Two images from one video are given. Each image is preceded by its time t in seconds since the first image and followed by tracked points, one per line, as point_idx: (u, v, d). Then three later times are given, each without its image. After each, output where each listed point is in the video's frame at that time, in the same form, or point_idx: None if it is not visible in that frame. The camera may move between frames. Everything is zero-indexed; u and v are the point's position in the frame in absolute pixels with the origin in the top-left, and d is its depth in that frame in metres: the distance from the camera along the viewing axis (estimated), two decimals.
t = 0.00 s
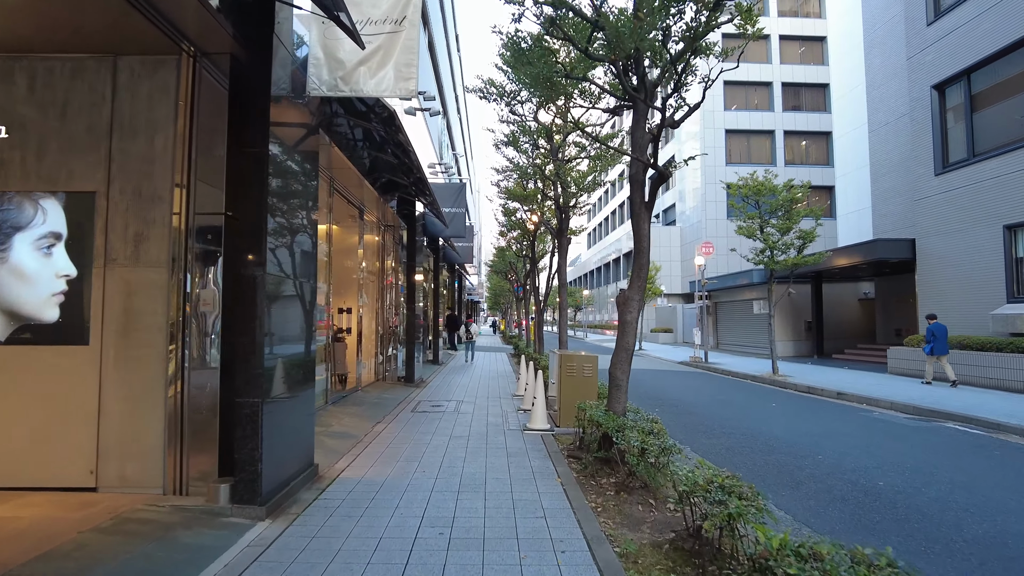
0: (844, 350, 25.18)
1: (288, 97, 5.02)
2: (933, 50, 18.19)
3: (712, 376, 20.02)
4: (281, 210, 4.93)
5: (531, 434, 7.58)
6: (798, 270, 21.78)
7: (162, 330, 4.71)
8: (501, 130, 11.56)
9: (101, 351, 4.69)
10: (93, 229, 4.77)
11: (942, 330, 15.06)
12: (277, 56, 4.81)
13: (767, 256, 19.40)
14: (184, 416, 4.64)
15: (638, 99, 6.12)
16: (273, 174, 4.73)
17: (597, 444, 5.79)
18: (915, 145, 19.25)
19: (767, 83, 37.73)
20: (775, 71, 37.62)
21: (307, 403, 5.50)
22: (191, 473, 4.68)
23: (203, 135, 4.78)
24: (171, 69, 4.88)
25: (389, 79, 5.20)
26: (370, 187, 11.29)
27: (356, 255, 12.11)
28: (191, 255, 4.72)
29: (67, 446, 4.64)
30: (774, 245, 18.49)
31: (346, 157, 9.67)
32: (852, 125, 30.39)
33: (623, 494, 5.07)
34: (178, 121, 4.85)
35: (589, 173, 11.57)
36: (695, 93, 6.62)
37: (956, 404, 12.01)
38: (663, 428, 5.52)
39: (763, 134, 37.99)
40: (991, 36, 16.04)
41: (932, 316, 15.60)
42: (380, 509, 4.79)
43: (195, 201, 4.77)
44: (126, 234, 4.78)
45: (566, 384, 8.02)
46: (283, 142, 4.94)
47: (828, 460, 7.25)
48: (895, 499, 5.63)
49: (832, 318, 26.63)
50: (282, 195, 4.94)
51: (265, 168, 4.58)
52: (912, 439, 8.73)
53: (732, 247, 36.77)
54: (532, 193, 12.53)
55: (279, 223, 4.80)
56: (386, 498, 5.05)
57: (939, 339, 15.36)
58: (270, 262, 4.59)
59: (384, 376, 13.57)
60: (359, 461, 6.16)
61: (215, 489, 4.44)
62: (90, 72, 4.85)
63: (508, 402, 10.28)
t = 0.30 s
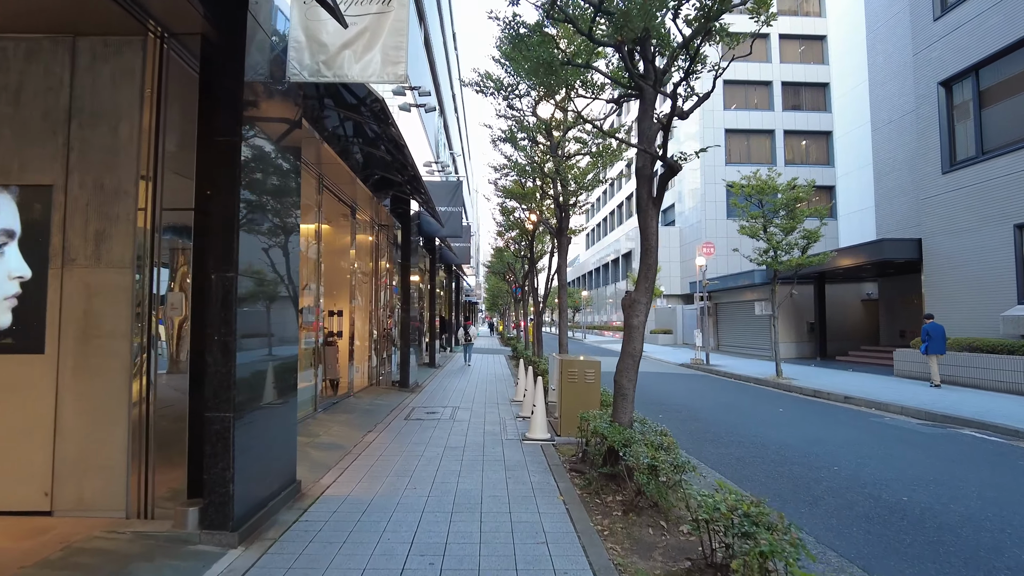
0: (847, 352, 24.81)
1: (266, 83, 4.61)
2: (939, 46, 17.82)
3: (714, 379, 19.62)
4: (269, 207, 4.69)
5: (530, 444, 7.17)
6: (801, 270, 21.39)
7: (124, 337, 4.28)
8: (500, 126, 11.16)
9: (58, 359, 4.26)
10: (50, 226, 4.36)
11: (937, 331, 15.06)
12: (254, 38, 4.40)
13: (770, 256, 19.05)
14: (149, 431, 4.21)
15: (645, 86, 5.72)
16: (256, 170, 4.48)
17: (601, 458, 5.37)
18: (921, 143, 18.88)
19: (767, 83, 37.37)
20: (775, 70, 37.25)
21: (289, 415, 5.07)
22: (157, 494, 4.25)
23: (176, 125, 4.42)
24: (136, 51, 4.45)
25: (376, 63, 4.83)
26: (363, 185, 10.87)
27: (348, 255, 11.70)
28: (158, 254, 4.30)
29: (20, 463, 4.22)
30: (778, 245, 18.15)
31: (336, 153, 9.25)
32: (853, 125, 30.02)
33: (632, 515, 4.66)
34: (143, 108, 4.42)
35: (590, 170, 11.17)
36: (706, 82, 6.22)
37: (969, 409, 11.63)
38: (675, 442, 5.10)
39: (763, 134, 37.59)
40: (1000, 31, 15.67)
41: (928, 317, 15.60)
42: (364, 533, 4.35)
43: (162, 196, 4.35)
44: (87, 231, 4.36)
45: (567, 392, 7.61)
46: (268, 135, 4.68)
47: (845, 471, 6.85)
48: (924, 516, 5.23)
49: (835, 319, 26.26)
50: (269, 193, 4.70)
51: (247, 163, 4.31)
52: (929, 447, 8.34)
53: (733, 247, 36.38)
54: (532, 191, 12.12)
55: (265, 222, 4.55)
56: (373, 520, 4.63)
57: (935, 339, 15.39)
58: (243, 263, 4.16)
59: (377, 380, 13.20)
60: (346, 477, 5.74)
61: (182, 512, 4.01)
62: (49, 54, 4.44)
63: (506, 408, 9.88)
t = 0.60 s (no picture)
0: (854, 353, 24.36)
1: (245, 55, 4.19)
2: (951, 40, 17.40)
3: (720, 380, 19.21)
4: (266, 203, 4.53)
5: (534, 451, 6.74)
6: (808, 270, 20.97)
7: (84, 335, 3.85)
8: (503, 116, 10.74)
9: (10, 357, 3.84)
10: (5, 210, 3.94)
11: (942, 331, 15.06)
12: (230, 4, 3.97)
13: (778, 255, 18.66)
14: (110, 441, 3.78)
15: (661, 63, 5.26)
16: (254, 164, 4.33)
17: (613, 469, 4.93)
18: (933, 139, 18.43)
19: (770, 82, 36.92)
20: (779, 69, 36.80)
21: (271, 422, 4.62)
22: (120, 510, 3.83)
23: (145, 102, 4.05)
24: (100, 18, 3.99)
25: (367, 35, 4.40)
26: (359, 179, 10.45)
27: (343, 253, 11.28)
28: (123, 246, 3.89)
29: None
30: (785, 242, 17.77)
31: (330, 144, 8.83)
32: (859, 123, 29.60)
33: (649, 531, 4.22)
34: (107, 82, 3.97)
35: (597, 163, 10.75)
36: (723, 63, 5.79)
37: (988, 412, 11.19)
38: (693, 452, 4.68)
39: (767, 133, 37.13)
40: (1013, 25, 15.26)
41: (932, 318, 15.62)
42: (352, 554, 3.89)
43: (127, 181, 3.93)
44: (43, 215, 3.93)
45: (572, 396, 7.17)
46: (253, 118, 4.32)
47: (870, 480, 6.41)
48: (964, 532, 4.78)
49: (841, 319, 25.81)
50: (266, 189, 4.54)
51: (242, 156, 4.13)
52: (954, 452, 7.90)
53: (736, 247, 35.95)
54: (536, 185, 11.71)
55: (261, 218, 4.37)
56: (362, 537, 4.21)
57: (939, 339, 15.38)
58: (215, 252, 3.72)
59: (376, 382, 12.75)
60: (336, 488, 5.32)
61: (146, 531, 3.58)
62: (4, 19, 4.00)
63: (508, 411, 9.45)
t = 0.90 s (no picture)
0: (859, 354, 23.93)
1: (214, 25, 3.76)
2: (961, 33, 17.00)
3: (724, 381, 18.77)
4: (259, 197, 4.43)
5: (534, 461, 6.34)
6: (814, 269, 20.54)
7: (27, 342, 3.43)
8: (502, 107, 10.35)
9: None
10: None
11: (942, 330, 14.88)
12: None
13: (784, 253, 18.24)
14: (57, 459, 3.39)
15: (673, 41, 4.84)
16: (247, 158, 4.19)
17: (620, 484, 4.51)
18: (942, 135, 18.01)
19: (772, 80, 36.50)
20: (781, 66, 36.32)
21: (244, 434, 4.17)
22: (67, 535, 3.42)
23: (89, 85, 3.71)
24: None
25: (350, 6, 3.98)
26: (352, 174, 10.05)
27: (336, 250, 10.87)
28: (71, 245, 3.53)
29: None
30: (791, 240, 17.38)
31: (321, 135, 8.42)
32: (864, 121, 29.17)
33: (662, 556, 3.79)
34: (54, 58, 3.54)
35: (600, 157, 10.34)
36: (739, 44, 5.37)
37: (1006, 416, 10.76)
38: (710, 466, 4.27)
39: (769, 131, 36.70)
40: None
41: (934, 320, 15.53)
42: None
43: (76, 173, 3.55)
44: None
45: (575, 401, 6.75)
46: (223, 95, 3.88)
47: (894, 492, 5.98)
48: (1007, 554, 4.35)
49: (846, 320, 25.38)
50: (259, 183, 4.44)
51: (233, 151, 4.00)
52: (978, 460, 7.47)
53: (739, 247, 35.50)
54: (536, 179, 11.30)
55: (259, 214, 4.32)
56: (343, 562, 3.78)
57: (939, 340, 15.27)
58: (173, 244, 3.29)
59: (370, 385, 12.35)
60: (319, 503, 4.90)
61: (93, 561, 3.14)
62: None
63: (508, 415, 9.04)
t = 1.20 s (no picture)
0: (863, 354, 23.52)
1: None
2: (969, 25, 16.60)
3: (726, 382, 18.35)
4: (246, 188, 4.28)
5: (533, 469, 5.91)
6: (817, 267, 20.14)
7: None
8: (499, 96, 9.92)
9: None
10: None
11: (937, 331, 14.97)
12: None
13: (788, 251, 17.82)
14: None
15: (686, 13, 4.42)
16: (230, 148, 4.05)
17: (629, 500, 4.09)
18: (949, 130, 17.61)
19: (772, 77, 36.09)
20: (779, 64, 35.82)
21: (211, 445, 3.72)
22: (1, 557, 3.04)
23: (23, 70, 3.61)
24: None
25: None
26: (343, 167, 9.62)
27: (325, 247, 10.43)
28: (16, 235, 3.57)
29: None
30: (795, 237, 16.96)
31: (307, 123, 7.96)
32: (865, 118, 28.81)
33: None
34: None
35: (600, 149, 9.92)
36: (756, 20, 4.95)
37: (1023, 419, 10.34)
38: (730, 480, 3.87)
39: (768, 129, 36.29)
40: None
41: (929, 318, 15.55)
42: None
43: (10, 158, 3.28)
44: None
45: (576, 405, 6.32)
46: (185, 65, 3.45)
47: (920, 503, 5.55)
48: None
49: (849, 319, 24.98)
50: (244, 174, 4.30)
51: (218, 141, 3.84)
52: (1002, 467, 7.05)
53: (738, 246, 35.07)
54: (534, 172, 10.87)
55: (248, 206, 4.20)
56: None
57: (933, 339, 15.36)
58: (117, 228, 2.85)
59: (363, 387, 11.89)
60: (299, 520, 4.48)
61: None
62: None
63: (506, 419, 8.62)
